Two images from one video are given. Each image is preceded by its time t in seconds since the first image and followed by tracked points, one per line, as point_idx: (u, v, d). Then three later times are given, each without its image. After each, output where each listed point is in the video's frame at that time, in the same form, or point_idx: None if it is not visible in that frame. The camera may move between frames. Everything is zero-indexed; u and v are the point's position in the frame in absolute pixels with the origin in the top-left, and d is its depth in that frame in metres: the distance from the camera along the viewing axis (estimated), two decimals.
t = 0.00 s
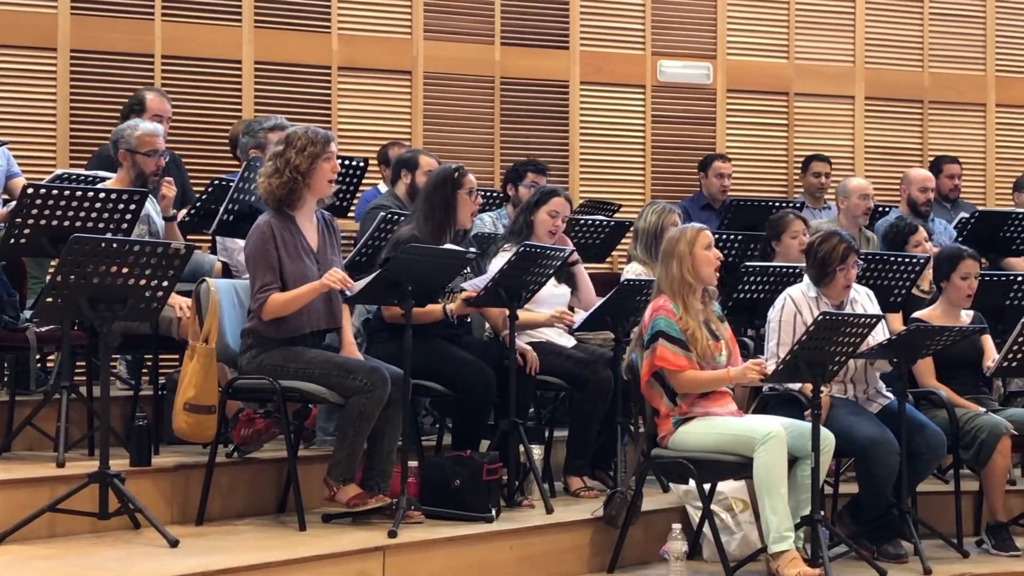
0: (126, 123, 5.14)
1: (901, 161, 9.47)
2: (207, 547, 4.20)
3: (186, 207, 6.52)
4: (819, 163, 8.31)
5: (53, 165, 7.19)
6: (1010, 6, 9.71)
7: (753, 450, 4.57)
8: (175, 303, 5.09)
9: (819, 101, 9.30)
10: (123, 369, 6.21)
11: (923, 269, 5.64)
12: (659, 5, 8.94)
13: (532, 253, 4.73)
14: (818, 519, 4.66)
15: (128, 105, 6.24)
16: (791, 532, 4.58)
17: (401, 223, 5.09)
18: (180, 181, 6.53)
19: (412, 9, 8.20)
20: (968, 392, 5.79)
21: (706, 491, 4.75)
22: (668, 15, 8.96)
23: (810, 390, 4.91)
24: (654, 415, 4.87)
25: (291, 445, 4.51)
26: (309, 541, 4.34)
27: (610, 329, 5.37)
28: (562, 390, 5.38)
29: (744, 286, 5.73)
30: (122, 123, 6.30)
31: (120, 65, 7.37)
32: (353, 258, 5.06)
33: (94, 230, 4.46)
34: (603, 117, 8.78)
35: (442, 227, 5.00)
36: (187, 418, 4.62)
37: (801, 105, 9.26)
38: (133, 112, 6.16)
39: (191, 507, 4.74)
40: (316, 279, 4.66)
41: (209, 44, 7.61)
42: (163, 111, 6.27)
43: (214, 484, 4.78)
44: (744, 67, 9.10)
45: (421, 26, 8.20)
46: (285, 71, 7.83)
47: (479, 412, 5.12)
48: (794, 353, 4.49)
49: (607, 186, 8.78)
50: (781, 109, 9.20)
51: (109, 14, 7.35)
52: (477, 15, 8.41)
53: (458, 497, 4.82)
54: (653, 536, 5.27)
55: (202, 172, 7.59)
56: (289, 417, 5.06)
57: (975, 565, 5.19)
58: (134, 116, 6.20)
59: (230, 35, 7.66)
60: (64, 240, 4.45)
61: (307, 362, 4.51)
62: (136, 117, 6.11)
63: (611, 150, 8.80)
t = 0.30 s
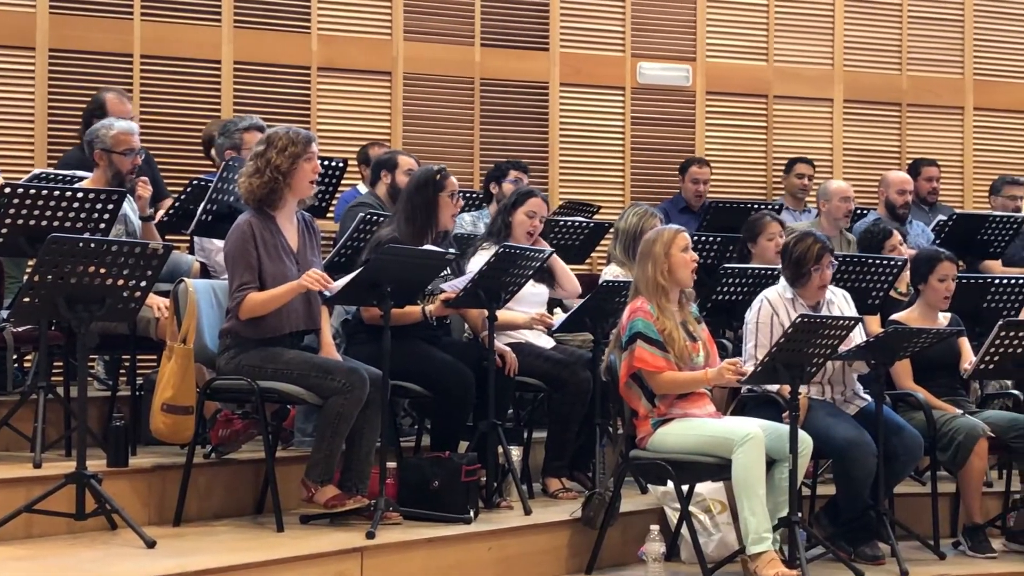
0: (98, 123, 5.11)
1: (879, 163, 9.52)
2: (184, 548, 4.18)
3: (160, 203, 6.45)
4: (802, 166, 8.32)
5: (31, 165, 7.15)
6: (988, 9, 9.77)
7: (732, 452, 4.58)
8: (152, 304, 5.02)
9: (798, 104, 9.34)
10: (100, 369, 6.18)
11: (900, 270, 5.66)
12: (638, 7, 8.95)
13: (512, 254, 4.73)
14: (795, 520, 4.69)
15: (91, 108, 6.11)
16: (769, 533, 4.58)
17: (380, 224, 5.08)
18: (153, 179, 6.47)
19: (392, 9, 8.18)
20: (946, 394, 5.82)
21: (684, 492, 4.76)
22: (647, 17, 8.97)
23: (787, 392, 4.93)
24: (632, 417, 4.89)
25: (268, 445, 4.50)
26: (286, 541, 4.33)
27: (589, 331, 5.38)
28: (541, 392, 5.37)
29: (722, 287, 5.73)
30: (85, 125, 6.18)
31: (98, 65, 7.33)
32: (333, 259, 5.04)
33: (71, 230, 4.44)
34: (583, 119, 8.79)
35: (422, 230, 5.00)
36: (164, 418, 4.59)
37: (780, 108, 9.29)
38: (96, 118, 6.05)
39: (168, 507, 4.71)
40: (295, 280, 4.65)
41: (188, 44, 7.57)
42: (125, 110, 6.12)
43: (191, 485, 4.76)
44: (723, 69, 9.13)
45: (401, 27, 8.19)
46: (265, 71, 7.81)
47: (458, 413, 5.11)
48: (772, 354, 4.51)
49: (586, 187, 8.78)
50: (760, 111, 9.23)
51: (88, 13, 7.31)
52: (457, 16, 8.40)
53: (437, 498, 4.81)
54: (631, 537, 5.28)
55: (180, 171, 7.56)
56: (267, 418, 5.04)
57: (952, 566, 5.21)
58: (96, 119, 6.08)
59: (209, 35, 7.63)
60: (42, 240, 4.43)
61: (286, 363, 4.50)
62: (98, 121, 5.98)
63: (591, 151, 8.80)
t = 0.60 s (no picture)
0: (63, 122, 5.06)
1: (849, 166, 9.57)
2: (154, 549, 4.16)
3: (127, 202, 6.44)
4: (774, 169, 8.37)
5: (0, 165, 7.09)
6: (957, 13, 9.84)
7: (702, 453, 4.60)
8: (123, 305, 4.98)
9: (769, 107, 9.38)
10: (69, 370, 6.14)
11: (870, 274, 5.69)
12: (611, 9, 8.96)
13: (483, 256, 4.71)
14: (765, 522, 4.71)
15: (52, 107, 6.04)
16: (739, 534, 4.58)
17: (350, 226, 5.07)
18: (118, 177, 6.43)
19: (364, 10, 8.16)
20: (915, 397, 5.86)
21: (654, 493, 4.77)
22: (619, 19, 8.98)
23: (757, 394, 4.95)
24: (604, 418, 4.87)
25: (238, 446, 4.48)
26: (257, 543, 4.31)
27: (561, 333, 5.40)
28: (512, 394, 5.38)
29: (694, 290, 5.77)
30: (47, 125, 6.13)
31: (69, 65, 7.28)
32: (303, 261, 5.01)
33: (40, 231, 4.40)
34: (555, 120, 8.79)
35: (391, 231, 4.98)
36: (134, 420, 4.56)
37: (751, 111, 9.33)
38: (57, 116, 5.99)
39: (137, 509, 4.68)
40: (268, 280, 4.62)
41: (159, 44, 7.53)
42: (87, 109, 6.04)
43: (161, 486, 4.73)
44: (694, 72, 9.16)
45: (373, 28, 8.17)
46: (236, 72, 7.77)
47: (430, 415, 5.10)
48: (742, 357, 4.52)
49: (558, 189, 8.78)
50: (731, 114, 9.26)
51: (58, 12, 7.26)
52: (429, 17, 8.39)
53: (408, 500, 4.79)
54: (601, 539, 5.28)
55: (150, 172, 7.51)
56: (238, 419, 5.03)
57: (921, 568, 5.24)
58: (57, 119, 6.00)
59: (180, 35, 7.59)
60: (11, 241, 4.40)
61: (256, 364, 4.48)
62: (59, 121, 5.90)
63: (563, 153, 8.81)
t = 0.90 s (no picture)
0: (21, 122, 5.02)
1: (812, 169, 9.64)
2: (116, 551, 4.12)
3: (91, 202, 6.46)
4: (736, 172, 8.41)
5: None
6: (919, 17, 9.93)
7: (666, 454, 4.61)
8: (84, 305, 4.97)
9: (733, 109, 9.42)
10: (28, 372, 6.08)
11: (833, 275, 5.73)
12: (575, 10, 8.98)
13: (448, 258, 4.69)
14: (728, 523, 4.73)
15: (27, 101, 6.12)
16: (702, 535, 4.60)
17: (310, 228, 5.05)
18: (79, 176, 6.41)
19: (328, 10, 8.13)
20: (877, 398, 5.91)
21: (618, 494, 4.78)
22: (584, 21, 9.00)
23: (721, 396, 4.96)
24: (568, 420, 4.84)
25: (200, 448, 4.45)
26: (219, 545, 4.28)
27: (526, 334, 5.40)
28: (477, 395, 5.37)
29: (658, 292, 5.79)
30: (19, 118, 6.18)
31: (30, 63, 7.22)
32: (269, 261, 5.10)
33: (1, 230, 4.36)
34: (520, 122, 8.80)
35: (348, 234, 4.95)
36: (95, 421, 4.51)
37: (715, 113, 9.37)
38: (32, 110, 6.07)
39: (98, 511, 4.64)
40: (232, 280, 4.59)
41: (122, 43, 7.47)
42: (61, 106, 6.16)
43: (122, 488, 4.69)
44: (658, 74, 9.19)
45: (337, 29, 8.14)
46: (200, 71, 7.72)
47: (394, 416, 5.09)
48: (706, 358, 4.54)
49: (523, 190, 8.78)
50: (695, 116, 9.30)
51: (19, 11, 7.20)
52: (394, 17, 8.38)
53: (371, 502, 4.78)
54: (565, 540, 5.29)
55: (113, 172, 7.45)
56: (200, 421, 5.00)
57: (882, 569, 5.28)
58: (32, 113, 6.08)
59: (143, 34, 7.54)
60: None
61: (218, 365, 4.45)
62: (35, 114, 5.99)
63: (528, 155, 8.81)
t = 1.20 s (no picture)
0: None
1: (771, 169, 9.70)
2: (71, 553, 4.08)
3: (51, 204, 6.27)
4: (691, 174, 8.44)
5: None
6: (877, 19, 10.01)
7: (624, 454, 4.62)
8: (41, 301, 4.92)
9: (693, 109, 9.46)
10: None
11: (792, 275, 5.75)
12: (535, 10, 8.98)
13: (408, 257, 4.66)
14: (687, 523, 4.76)
15: None
16: (661, 535, 4.61)
17: (264, 227, 5.03)
18: (39, 185, 6.06)
19: (288, 8, 8.09)
20: (836, 398, 5.96)
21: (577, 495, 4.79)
22: (545, 21, 9.01)
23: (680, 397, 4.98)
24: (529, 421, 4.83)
25: (157, 449, 4.41)
26: (176, 546, 4.24)
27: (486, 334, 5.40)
28: (436, 395, 5.36)
29: (618, 292, 5.82)
30: None
31: None
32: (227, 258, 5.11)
33: None
34: (480, 121, 8.79)
35: (299, 231, 4.94)
36: (51, 421, 4.44)
37: (675, 113, 9.41)
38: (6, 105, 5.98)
39: (54, 512, 4.59)
40: (191, 279, 4.55)
41: (79, 41, 7.41)
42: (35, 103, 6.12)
43: (79, 488, 4.64)
44: (619, 73, 9.20)
45: (297, 27, 8.10)
46: (157, 69, 7.66)
47: (353, 416, 5.07)
48: (665, 358, 4.55)
49: (483, 189, 8.76)
50: (656, 116, 9.33)
51: None
52: (353, 15, 8.34)
53: (330, 503, 4.75)
54: (525, 540, 5.29)
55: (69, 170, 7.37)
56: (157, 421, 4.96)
57: (839, 568, 5.32)
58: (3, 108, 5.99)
59: (100, 31, 7.47)
60: None
61: (174, 364, 4.41)
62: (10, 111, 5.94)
63: (489, 154, 8.80)
